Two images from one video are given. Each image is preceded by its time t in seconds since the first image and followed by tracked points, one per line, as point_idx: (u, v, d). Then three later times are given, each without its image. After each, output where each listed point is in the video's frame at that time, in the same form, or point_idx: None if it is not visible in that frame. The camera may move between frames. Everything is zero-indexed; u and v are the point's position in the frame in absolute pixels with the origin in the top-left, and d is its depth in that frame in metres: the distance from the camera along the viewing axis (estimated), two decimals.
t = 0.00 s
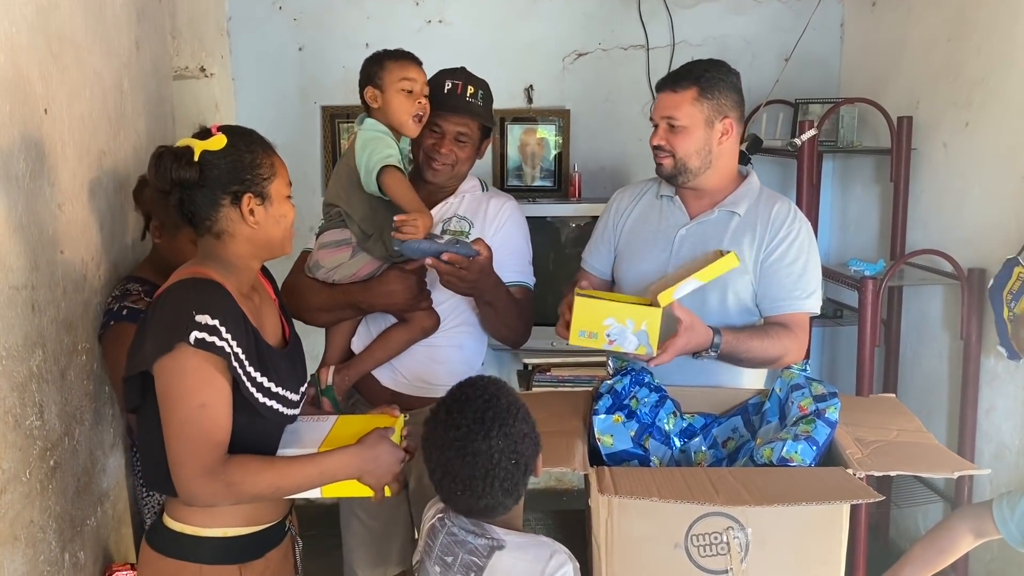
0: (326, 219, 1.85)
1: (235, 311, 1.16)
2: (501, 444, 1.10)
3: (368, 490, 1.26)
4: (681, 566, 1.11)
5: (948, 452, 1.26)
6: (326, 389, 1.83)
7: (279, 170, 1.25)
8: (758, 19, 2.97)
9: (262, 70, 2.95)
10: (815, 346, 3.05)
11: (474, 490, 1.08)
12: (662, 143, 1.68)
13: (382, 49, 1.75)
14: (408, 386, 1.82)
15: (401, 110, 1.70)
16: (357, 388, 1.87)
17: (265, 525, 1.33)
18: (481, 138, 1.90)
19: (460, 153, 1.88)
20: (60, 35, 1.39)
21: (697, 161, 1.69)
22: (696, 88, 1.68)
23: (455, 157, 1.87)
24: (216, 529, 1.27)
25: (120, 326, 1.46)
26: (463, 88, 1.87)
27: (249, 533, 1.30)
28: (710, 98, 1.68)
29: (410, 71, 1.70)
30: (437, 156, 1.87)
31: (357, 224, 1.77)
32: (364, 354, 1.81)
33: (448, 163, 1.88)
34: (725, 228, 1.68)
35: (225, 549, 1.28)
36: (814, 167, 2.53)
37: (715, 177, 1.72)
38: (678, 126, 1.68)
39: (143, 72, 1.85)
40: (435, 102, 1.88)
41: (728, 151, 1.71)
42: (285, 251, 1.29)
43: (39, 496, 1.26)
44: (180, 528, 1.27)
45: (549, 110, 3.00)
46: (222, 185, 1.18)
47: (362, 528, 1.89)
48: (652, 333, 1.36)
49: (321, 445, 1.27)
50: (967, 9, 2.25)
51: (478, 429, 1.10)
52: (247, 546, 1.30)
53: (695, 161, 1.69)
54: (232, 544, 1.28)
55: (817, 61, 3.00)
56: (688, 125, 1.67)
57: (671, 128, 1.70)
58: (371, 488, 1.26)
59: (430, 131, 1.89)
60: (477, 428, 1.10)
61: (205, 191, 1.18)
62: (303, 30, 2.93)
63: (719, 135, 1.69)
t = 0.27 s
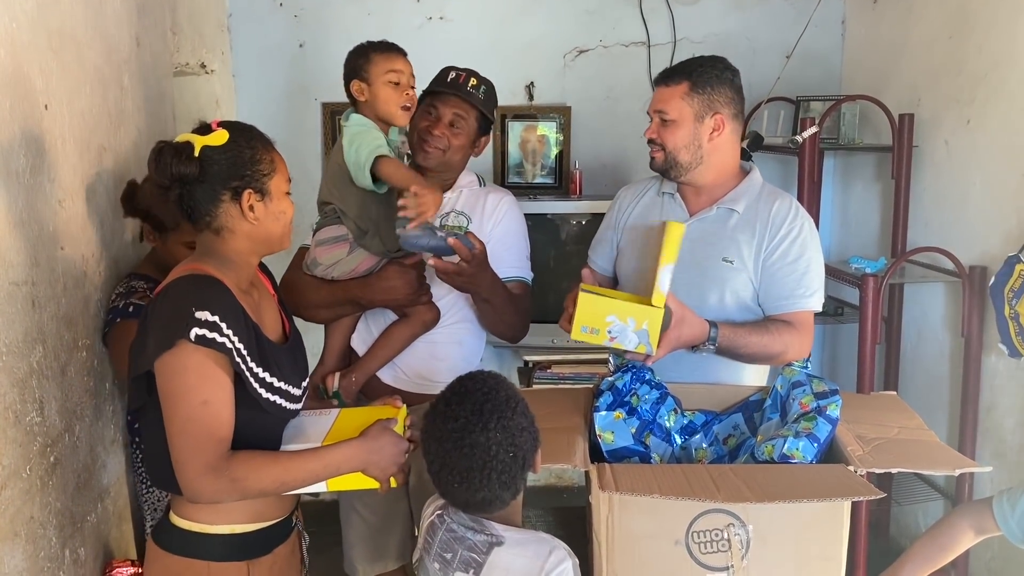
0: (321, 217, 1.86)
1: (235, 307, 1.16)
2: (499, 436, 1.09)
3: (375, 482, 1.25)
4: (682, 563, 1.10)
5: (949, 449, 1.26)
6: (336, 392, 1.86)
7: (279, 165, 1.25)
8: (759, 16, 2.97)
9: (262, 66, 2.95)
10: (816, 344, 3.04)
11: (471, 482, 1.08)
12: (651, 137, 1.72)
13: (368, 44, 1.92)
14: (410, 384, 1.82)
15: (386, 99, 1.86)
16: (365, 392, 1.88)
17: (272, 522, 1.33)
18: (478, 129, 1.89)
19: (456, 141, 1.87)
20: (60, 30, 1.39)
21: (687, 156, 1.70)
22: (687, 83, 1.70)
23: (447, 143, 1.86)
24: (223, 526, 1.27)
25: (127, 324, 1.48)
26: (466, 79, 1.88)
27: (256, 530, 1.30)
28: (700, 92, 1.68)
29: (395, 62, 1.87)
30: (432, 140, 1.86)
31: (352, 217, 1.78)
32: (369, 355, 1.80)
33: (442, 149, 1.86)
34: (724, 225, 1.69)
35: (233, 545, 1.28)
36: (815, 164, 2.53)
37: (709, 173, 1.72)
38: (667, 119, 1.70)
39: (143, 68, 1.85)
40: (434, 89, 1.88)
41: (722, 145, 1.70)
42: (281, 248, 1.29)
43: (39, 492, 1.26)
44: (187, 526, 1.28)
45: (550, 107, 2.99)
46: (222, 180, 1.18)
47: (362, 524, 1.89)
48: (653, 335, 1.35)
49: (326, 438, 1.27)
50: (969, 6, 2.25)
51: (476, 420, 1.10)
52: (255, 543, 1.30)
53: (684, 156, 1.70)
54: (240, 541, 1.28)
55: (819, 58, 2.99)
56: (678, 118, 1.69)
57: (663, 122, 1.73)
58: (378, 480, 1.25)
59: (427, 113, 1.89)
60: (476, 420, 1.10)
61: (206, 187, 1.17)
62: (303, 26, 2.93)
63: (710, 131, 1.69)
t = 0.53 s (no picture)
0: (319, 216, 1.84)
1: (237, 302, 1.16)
2: (495, 430, 1.09)
3: (380, 478, 1.25)
4: (683, 561, 1.10)
5: (951, 448, 1.26)
6: (337, 387, 1.83)
7: (280, 161, 1.25)
8: (761, 13, 2.96)
9: (263, 63, 2.94)
10: (817, 342, 3.04)
11: (468, 477, 1.08)
12: (651, 127, 1.74)
13: (347, 38, 1.77)
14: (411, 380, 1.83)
15: (373, 93, 1.71)
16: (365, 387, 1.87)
17: (279, 520, 1.33)
18: (475, 121, 1.88)
19: (453, 133, 1.86)
20: (61, 26, 1.39)
21: (684, 149, 1.71)
22: (690, 77, 1.71)
23: (444, 133, 1.85)
24: (231, 525, 1.27)
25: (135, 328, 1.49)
26: (467, 73, 1.89)
27: (264, 528, 1.30)
28: (703, 86, 1.70)
29: (376, 54, 1.73)
30: (429, 131, 1.85)
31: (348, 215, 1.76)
32: (371, 350, 1.80)
33: (439, 139, 1.85)
34: (723, 221, 1.69)
35: (240, 544, 1.28)
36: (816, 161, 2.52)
37: (709, 167, 1.72)
38: (668, 110, 1.72)
39: (144, 65, 1.85)
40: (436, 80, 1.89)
41: (722, 141, 1.71)
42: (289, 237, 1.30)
43: (40, 489, 1.25)
44: (194, 524, 1.27)
45: (551, 104, 2.99)
46: (226, 180, 1.18)
47: (363, 522, 1.88)
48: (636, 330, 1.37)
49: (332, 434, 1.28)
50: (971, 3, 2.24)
51: (473, 414, 1.10)
52: (262, 542, 1.30)
53: (682, 148, 1.71)
54: (248, 540, 1.28)
55: (821, 56, 2.99)
56: (678, 111, 1.71)
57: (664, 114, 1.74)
58: (383, 475, 1.25)
59: (425, 105, 1.88)
60: (473, 414, 1.10)
61: (210, 188, 1.18)
62: (305, 23, 2.92)
63: (709, 126, 1.69)
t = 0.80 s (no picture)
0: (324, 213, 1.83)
1: (242, 298, 1.16)
2: (498, 426, 1.09)
3: (389, 472, 1.25)
4: (685, 558, 1.10)
5: (954, 445, 1.26)
6: (341, 376, 1.85)
7: (281, 156, 1.25)
8: (763, 11, 2.96)
9: (265, 61, 2.94)
10: (820, 340, 3.04)
11: (471, 472, 1.08)
12: (657, 124, 1.74)
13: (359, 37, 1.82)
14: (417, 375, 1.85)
15: (379, 89, 1.76)
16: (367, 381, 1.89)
17: (289, 518, 1.34)
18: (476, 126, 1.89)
19: (455, 141, 1.88)
20: (64, 24, 1.39)
21: (689, 147, 1.71)
22: (696, 75, 1.71)
23: (447, 143, 1.87)
24: (241, 522, 1.28)
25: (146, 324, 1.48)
26: (464, 76, 1.87)
27: (274, 526, 1.31)
28: (708, 85, 1.70)
29: (386, 50, 1.78)
30: (432, 143, 1.87)
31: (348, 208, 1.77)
32: (372, 342, 1.81)
33: (444, 149, 1.87)
34: (725, 218, 1.69)
35: (251, 541, 1.28)
36: (819, 159, 2.52)
37: (713, 165, 1.72)
38: (673, 109, 1.72)
39: (146, 62, 1.85)
40: (434, 87, 1.88)
41: (725, 139, 1.71)
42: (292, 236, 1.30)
43: (43, 486, 1.26)
44: (206, 522, 1.27)
45: (554, 102, 2.98)
46: (233, 177, 1.18)
47: (366, 519, 1.89)
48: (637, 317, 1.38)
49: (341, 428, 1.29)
50: None
51: (476, 410, 1.09)
52: (272, 539, 1.31)
53: (686, 146, 1.71)
54: (259, 536, 1.29)
55: (824, 54, 2.98)
56: (683, 108, 1.70)
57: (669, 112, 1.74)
58: (392, 470, 1.24)
59: (427, 115, 1.90)
60: (476, 410, 1.09)
61: (218, 185, 1.18)
62: (307, 20, 2.92)
63: (714, 124, 1.69)
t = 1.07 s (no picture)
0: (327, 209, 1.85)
1: (247, 299, 1.16)
2: (503, 421, 1.09)
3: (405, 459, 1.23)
4: (689, 556, 1.10)
5: (958, 444, 1.26)
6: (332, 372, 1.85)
7: (293, 157, 1.25)
8: (767, 9, 2.95)
9: (269, 59, 2.94)
10: (823, 338, 3.04)
11: (476, 468, 1.08)
12: (660, 133, 1.71)
13: (376, 37, 1.86)
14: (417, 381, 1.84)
15: (390, 91, 1.81)
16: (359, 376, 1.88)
17: (299, 514, 1.34)
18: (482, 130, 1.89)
19: (462, 144, 1.87)
20: (68, 21, 1.39)
21: (696, 152, 1.70)
22: (696, 78, 1.68)
23: (456, 149, 1.87)
24: (250, 519, 1.28)
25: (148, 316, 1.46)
26: (466, 79, 1.85)
27: (283, 523, 1.31)
28: (710, 88, 1.68)
29: (400, 55, 1.82)
30: (439, 150, 1.87)
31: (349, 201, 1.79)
32: (366, 339, 1.82)
33: (452, 156, 1.87)
34: (726, 216, 1.69)
35: (260, 539, 1.28)
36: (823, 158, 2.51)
37: (717, 166, 1.72)
38: (676, 116, 1.69)
39: (150, 60, 1.85)
40: (438, 94, 1.86)
41: (731, 138, 1.71)
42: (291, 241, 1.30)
43: (47, 483, 1.26)
44: (214, 519, 1.28)
45: (557, 100, 2.98)
46: (241, 170, 1.18)
47: (370, 517, 1.89)
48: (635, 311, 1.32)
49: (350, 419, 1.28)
50: None
51: (482, 405, 1.09)
52: (281, 535, 1.31)
53: (694, 151, 1.69)
54: (267, 533, 1.29)
55: (828, 51, 2.98)
56: (687, 115, 1.68)
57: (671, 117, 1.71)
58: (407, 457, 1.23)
59: (432, 121, 1.88)
60: (481, 405, 1.09)
61: (225, 176, 1.18)
62: (310, 18, 2.92)
63: (719, 126, 1.69)
